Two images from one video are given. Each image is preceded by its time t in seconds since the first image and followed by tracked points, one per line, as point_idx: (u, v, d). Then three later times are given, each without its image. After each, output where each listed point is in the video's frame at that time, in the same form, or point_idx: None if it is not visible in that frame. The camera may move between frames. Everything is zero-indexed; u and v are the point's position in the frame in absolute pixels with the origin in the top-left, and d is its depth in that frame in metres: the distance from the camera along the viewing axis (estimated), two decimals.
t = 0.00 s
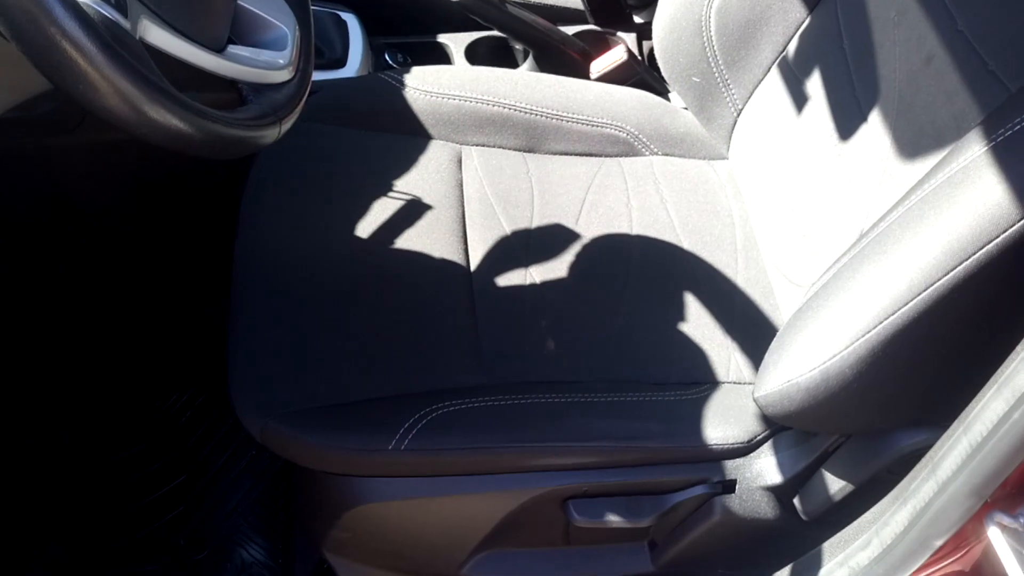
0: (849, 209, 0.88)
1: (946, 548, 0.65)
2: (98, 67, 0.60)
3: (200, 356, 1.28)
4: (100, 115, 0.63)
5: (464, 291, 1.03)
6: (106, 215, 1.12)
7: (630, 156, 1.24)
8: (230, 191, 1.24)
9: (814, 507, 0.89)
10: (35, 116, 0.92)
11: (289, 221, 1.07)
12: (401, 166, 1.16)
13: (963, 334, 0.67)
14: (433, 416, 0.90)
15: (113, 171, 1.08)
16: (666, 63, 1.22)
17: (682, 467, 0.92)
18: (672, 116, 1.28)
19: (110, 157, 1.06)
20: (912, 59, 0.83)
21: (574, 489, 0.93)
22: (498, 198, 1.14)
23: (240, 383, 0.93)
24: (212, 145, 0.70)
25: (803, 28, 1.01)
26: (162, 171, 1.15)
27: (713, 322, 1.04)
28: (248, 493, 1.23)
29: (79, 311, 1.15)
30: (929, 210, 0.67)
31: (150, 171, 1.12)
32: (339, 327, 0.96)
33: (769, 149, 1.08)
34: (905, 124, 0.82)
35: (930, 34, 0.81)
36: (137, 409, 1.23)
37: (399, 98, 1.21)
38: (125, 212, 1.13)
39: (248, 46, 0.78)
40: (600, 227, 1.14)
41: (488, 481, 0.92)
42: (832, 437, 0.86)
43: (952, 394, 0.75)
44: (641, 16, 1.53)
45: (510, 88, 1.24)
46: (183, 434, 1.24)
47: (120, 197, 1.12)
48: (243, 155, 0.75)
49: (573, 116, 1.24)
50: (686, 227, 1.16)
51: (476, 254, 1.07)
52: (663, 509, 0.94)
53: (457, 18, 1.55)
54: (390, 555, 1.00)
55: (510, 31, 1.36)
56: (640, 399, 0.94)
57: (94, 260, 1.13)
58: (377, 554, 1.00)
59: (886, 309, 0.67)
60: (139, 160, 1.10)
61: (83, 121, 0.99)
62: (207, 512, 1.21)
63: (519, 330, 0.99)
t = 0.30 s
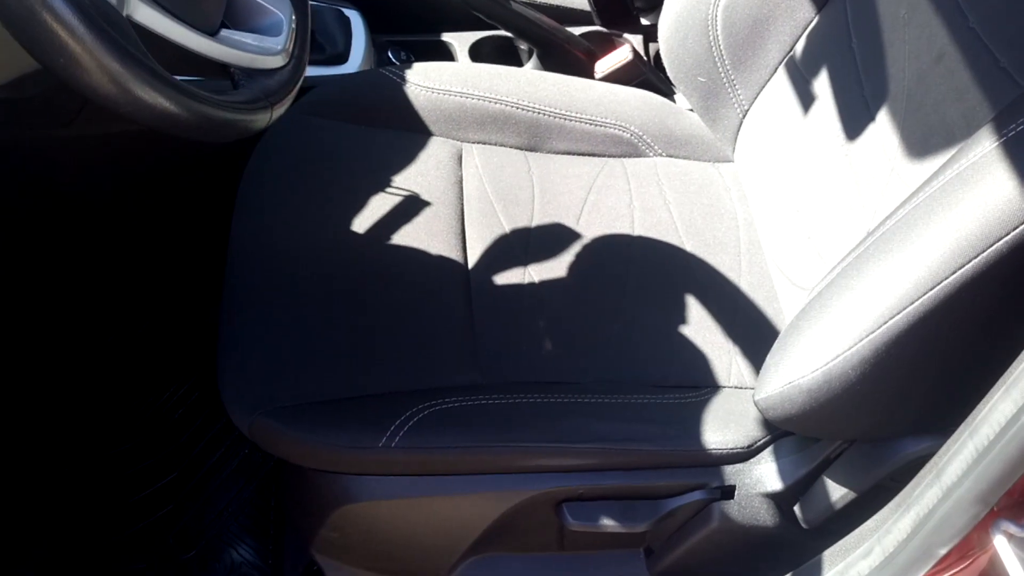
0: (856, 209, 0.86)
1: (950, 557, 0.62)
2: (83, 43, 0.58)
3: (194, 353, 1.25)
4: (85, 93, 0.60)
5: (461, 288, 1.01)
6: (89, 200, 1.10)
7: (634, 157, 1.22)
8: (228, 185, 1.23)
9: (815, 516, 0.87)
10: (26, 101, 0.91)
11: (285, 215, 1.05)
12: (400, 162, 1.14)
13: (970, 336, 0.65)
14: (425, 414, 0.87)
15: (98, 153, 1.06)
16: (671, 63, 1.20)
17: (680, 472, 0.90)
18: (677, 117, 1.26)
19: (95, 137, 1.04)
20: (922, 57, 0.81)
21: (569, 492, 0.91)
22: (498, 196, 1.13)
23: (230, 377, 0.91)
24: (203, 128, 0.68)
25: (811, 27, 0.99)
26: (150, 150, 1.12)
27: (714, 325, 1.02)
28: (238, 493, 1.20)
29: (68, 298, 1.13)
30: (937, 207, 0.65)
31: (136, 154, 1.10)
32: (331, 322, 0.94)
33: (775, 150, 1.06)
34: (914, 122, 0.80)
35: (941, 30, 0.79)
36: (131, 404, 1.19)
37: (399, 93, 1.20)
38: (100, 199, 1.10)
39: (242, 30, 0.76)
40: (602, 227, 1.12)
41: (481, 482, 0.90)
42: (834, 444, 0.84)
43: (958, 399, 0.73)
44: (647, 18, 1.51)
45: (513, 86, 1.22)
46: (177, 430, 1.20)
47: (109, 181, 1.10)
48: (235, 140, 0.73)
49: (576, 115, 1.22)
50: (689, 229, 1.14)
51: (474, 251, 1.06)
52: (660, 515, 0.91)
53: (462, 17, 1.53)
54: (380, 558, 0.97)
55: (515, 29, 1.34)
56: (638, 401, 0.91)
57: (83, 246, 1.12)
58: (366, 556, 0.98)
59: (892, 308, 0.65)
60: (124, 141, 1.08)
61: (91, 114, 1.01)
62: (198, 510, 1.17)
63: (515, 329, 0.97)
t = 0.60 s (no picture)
0: (856, 202, 0.86)
1: (952, 550, 0.62)
2: (76, 18, 0.56)
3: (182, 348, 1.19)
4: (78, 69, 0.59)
5: (456, 281, 0.99)
6: (91, 193, 1.13)
7: (631, 152, 1.21)
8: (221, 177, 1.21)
9: (813, 512, 0.86)
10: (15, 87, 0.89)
11: (278, 206, 1.04)
12: (395, 154, 1.13)
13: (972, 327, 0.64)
14: (419, 407, 0.86)
15: (98, 148, 1.12)
16: (669, 57, 1.20)
17: (678, 466, 0.89)
18: (674, 112, 1.25)
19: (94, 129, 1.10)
20: (923, 48, 0.80)
21: (564, 486, 0.90)
22: (494, 189, 1.11)
23: (220, 368, 0.89)
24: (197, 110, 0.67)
25: (811, 20, 0.99)
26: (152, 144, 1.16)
27: (711, 320, 1.01)
28: (228, 490, 1.15)
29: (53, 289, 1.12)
30: (941, 196, 0.64)
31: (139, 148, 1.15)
32: (324, 314, 0.93)
33: (773, 144, 1.05)
34: (915, 113, 0.79)
35: (942, 20, 0.78)
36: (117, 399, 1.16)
37: (395, 86, 1.19)
38: (101, 192, 1.13)
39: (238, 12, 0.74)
40: (598, 221, 1.11)
41: (475, 476, 0.89)
42: (833, 438, 0.83)
43: (960, 391, 0.72)
44: (645, 14, 1.50)
45: (509, 79, 1.21)
46: (167, 425, 1.16)
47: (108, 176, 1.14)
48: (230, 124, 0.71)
49: (574, 109, 1.21)
50: (686, 223, 1.13)
51: (469, 244, 1.04)
52: (657, 510, 0.90)
53: (458, 11, 1.52)
54: (371, 553, 0.96)
55: (512, 22, 1.33)
56: (635, 395, 0.90)
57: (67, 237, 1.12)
58: (357, 551, 0.96)
59: (894, 296, 0.64)
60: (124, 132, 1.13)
61: (85, 102, 1.08)
62: (187, 506, 1.13)
63: (511, 322, 0.96)
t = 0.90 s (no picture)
0: (829, 201, 0.87)
1: (931, 539, 0.62)
2: (53, 17, 0.56)
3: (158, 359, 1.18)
4: (53, 67, 0.59)
5: (431, 286, 0.99)
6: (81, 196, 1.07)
7: (602, 158, 1.22)
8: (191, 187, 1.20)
9: (790, 508, 0.87)
10: None
11: (251, 213, 1.03)
12: (367, 162, 1.13)
13: (945, 318, 0.65)
14: (396, 412, 0.86)
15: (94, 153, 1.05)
16: (638, 64, 1.21)
17: (656, 467, 0.89)
18: (644, 119, 1.26)
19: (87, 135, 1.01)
20: (890, 48, 0.82)
21: (545, 489, 0.89)
22: (467, 195, 1.11)
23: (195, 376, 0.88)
24: (172, 109, 0.66)
25: (779, 24, 1.00)
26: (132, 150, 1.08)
27: (686, 323, 1.01)
28: (201, 504, 1.15)
29: (50, 294, 1.07)
30: (912, 189, 0.65)
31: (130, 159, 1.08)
32: (299, 320, 0.92)
33: (743, 148, 1.07)
34: (883, 113, 0.81)
35: (908, 22, 0.80)
36: (92, 412, 1.13)
37: (366, 94, 1.18)
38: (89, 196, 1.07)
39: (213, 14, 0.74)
40: (571, 226, 1.11)
41: (454, 480, 0.88)
42: (810, 435, 0.83)
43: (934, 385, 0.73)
44: (612, 24, 1.52)
45: (480, 87, 1.22)
46: (137, 441, 1.14)
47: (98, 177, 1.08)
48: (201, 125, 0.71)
49: (545, 116, 1.21)
50: (658, 228, 1.14)
51: (443, 250, 1.04)
52: (638, 510, 0.90)
53: (427, 22, 1.53)
54: (349, 563, 0.95)
55: (482, 32, 1.35)
56: (613, 397, 0.90)
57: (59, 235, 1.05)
58: (334, 561, 0.95)
59: (870, 289, 0.65)
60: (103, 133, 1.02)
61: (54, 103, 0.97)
62: (161, 520, 1.12)
63: (487, 327, 0.96)
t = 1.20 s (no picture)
0: (792, 222, 0.89)
1: (907, 549, 0.63)
2: (20, 37, 0.55)
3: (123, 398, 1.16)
4: (18, 87, 0.58)
5: (399, 315, 0.99)
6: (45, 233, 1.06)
7: (565, 190, 1.23)
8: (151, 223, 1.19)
9: (763, 528, 0.87)
10: None
11: (214, 245, 1.02)
12: (331, 195, 1.12)
13: (911, 330, 0.66)
14: (368, 439, 0.85)
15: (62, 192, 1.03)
16: (599, 96, 1.23)
17: (627, 489, 0.90)
18: (605, 149, 1.27)
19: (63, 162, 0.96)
20: (848, 73, 0.85)
21: (518, 515, 0.89)
22: (432, 226, 1.12)
23: (160, 410, 0.87)
24: (138, 133, 0.66)
25: (736, 54, 1.03)
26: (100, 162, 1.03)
27: (653, 348, 1.02)
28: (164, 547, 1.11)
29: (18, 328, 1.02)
30: (876, 202, 0.66)
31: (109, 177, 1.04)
32: (266, 351, 0.91)
33: (705, 175, 1.09)
34: (845, 135, 0.84)
35: (864, 48, 0.83)
36: (64, 449, 1.10)
37: (329, 127, 1.18)
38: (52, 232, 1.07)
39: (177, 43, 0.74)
40: (536, 255, 1.11)
41: (428, 508, 0.88)
42: (780, 452, 0.84)
43: (900, 399, 0.74)
44: (570, 60, 1.54)
45: (443, 120, 1.22)
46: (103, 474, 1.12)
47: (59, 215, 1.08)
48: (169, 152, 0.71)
49: (508, 148, 1.22)
50: (623, 256, 1.15)
51: (410, 280, 1.04)
52: (609, 535, 0.90)
53: (386, 59, 1.54)
54: None
55: (445, 67, 1.37)
56: (584, 421, 0.90)
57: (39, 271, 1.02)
58: None
59: (837, 301, 0.66)
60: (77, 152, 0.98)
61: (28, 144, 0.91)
62: (126, 559, 1.09)
63: (456, 355, 0.96)
